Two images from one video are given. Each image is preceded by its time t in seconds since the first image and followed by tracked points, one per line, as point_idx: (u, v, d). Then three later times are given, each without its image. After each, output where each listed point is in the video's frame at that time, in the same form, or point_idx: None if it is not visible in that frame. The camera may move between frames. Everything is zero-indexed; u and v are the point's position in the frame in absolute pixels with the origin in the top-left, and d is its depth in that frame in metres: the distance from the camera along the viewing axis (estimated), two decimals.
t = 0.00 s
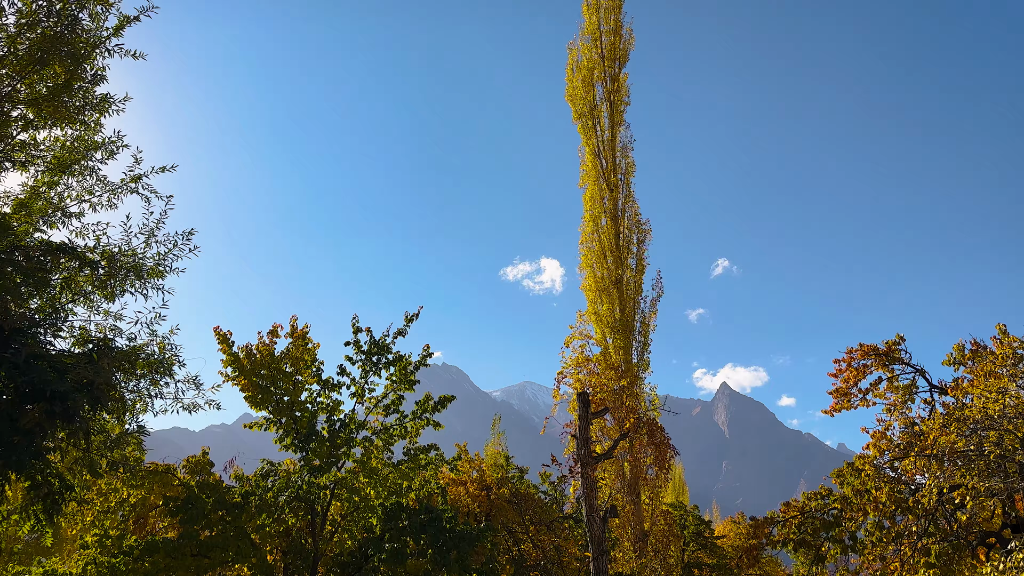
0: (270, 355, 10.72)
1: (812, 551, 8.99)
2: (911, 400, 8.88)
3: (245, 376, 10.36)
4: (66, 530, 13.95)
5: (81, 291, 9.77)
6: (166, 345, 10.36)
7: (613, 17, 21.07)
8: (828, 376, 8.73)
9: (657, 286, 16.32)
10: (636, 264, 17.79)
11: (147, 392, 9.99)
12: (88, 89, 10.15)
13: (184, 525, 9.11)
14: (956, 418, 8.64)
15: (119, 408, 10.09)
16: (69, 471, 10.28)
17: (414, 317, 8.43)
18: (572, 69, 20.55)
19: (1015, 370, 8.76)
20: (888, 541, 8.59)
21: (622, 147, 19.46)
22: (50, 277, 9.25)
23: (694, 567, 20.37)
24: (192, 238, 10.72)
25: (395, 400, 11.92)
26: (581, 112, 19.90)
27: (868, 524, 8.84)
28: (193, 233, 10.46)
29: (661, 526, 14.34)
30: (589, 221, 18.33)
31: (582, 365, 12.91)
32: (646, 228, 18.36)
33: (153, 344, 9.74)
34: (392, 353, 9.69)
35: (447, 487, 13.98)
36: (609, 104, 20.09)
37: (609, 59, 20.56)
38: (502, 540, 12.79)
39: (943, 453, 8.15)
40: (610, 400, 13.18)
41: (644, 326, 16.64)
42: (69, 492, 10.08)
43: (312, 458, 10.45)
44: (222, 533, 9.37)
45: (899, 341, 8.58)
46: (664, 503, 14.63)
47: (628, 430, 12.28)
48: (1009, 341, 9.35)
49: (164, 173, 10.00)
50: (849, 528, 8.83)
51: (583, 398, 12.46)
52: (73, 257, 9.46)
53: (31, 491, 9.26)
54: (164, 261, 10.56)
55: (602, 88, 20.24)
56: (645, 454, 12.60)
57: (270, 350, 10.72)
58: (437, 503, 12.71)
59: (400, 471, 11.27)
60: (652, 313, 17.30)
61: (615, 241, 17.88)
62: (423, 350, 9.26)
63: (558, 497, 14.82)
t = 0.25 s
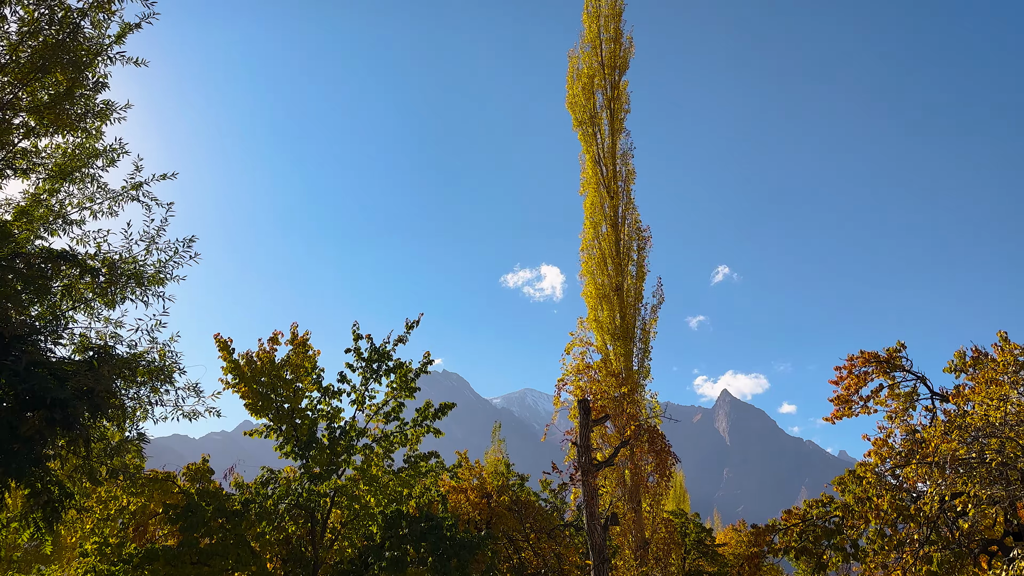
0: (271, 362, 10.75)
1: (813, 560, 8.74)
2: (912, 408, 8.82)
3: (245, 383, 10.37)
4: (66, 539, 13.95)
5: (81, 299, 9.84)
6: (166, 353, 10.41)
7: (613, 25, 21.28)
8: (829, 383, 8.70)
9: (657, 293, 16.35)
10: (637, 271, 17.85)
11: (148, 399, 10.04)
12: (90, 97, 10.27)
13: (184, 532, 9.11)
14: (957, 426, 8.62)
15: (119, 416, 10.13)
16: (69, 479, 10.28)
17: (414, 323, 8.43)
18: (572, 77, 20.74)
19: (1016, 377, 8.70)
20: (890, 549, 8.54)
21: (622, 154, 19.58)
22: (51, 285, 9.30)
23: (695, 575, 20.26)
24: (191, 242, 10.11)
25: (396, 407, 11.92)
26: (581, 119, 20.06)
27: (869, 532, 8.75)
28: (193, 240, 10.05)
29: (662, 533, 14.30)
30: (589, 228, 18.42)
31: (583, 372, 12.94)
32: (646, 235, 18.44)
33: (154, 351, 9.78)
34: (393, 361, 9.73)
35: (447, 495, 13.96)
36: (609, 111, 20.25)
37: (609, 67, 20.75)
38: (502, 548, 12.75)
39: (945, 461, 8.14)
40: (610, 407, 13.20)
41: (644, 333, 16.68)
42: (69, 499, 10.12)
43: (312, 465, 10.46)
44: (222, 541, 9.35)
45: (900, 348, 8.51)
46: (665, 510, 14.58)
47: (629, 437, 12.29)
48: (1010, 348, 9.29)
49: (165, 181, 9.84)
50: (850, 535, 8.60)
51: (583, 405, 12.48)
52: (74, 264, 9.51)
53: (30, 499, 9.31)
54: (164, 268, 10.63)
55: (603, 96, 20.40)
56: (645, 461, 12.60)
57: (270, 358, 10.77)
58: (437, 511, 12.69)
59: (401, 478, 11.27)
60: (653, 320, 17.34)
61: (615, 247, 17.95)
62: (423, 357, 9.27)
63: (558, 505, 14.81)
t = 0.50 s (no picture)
0: (271, 369, 10.79)
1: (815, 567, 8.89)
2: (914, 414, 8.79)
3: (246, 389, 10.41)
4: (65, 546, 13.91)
5: (82, 305, 9.89)
6: (166, 359, 10.46)
7: (613, 32, 21.46)
8: (830, 390, 8.66)
9: (657, 298, 16.38)
10: (637, 277, 17.90)
11: (148, 406, 10.08)
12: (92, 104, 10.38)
13: (184, 539, 9.09)
14: (959, 433, 8.61)
15: (119, 423, 10.17)
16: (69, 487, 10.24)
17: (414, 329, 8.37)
18: (573, 84, 20.90)
19: (1018, 383, 8.64)
20: (892, 557, 8.48)
21: (622, 160, 19.70)
22: (51, 291, 9.36)
23: None
24: (192, 249, 10.01)
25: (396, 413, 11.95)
26: (582, 126, 20.20)
27: (871, 540, 8.82)
28: (194, 246, 10.03)
29: (663, 540, 14.24)
30: (590, 235, 18.49)
31: (583, 378, 12.96)
32: (647, 241, 18.51)
33: (154, 358, 9.83)
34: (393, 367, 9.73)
35: (447, 502, 13.94)
36: (609, 118, 20.39)
37: (609, 74, 20.91)
38: (503, 555, 12.71)
39: (946, 468, 8.13)
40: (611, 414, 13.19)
41: (645, 339, 16.71)
42: (68, 506, 10.07)
43: (312, 472, 10.45)
44: (222, 548, 9.31)
45: (901, 354, 8.48)
46: (667, 518, 14.52)
47: (630, 443, 12.28)
48: (1012, 354, 9.22)
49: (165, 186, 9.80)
50: (852, 543, 8.83)
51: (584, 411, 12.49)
52: (74, 270, 9.55)
53: (29, 506, 9.27)
54: (165, 274, 10.70)
55: (603, 103, 20.55)
56: (646, 468, 12.58)
57: (271, 364, 10.83)
58: (437, 518, 12.67)
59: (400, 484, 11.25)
60: (653, 326, 17.36)
61: (616, 253, 18.01)
62: (423, 363, 9.26)
63: (559, 511, 14.79)
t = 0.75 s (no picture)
0: (271, 375, 10.85)
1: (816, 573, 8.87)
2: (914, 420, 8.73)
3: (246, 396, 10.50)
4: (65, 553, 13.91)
5: (82, 311, 9.97)
6: (167, 365, 10.51)
7: (613, 39, 21.61)
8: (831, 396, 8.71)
9: (658, 303, 16.41)
10: (638, 283, 17.94)
11: (148, 412, 10.10)
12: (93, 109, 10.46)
13: (184, 545, 9.09)
14: (960, 439, 8.58)
15: (119, 429, 10.19)
16: (68, 493, 10.26)
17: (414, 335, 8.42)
18: (573, 91, 21.04)
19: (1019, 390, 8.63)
20: (893, 564, 8.27)
21: (623, 166, 19.80)
22: (52, 297, 9.41)
23: None
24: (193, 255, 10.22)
25: (396, 419, 11.90)
26: (582, 131, 20.33)
27: (872, 546, 8.61)
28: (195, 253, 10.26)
29: (664, 547, 14.18)
30: (590, 240, 18.56)
31: (584, 384, 12.97)
32: (647, 247, 18.57)
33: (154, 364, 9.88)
34: (394, 373, 9.74)
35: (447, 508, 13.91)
36: (610, 124, 20.52)
37: (609, 80, 21.04)
38: (503, 561, 12.67)
39: (948, 474, 8.10)
40: (612, 420, 13.19)
41: (646, 345, 16.73)
42: (68, 512, 10.06)
43: (312, 478, 10.45)
44: (221, 554, 9.33)
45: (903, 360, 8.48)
46: (668, 524, 14.46)
47: (631, 449, 12.27)
48: (1013, 360, 9.22)
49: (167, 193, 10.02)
50: (853, 549, 8.62)
51: (584, 417, 12.48)
52: (76, 276, 9.61)
53: (29, 512, 9.28)
54: (165, 280, 10.76)
55: (603, 109, 20.69)
56: (647, 474, 12.56)
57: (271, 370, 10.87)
58: (437, 524, 12.64)
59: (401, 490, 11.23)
60: (654, 332, 17.39)
61: (617, 259, 18.06)
62: (423, 369, 9.23)
63: (560, 518, 14.74)
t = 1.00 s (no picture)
0: (272, 381, 10.88)
1: None
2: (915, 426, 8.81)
3: (247, 401, 10.59)
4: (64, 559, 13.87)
5: (83, 316, 10.01)
6: (167, 371, 10.54)
7: (613, 44, 21.77)
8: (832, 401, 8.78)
9: (658, 308, 16.44)
10: (638, 288, 17.97)
11: (148, 417, 10.12)
12: (93, 115, 10.55)
13: (183, 551, 9.07)
14: (961, 444, 8.56)
15: (120, 434, 10.21)
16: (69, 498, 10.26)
17: (415, 340, 8.38)
18: (574, 96, 21.17)
19: (1017, 394, 8.69)
20: (895, 569, 8.30)
21: (623, 171, 19.89)
22: (53, 303, 9.45)
23: None
24: (194, 260, 10.33)
25: (397, 424, 11.89)
26: (582, 136, 20.44)
27: (874, 551, 8.75)
28: (195, 258, 10.35)
29: (666, 553, 14.13)
30: (590, 245, 18.61)
31: (584, 389, 12.98)
32: (648, 252, 18.63)
33: (154, 369, 9.91)
34: (394, 379, 9.76)
35: (448, 514, 13.88)
36: (610, 129, 20.63)
37: (609, 85, 21.17)
38: (504, 567, 12.62)
39: (949, 479, 8.05)
40: (612, 425, 13.18)
41: (646, 350, 16.75)
42: (68, 518, 10.05)
43: (313, 483, 10.44)
44: (222, 559, 9.33)
45: (904, 366, 8.49)
46: (669, 530, 14.41)
47: (631, 454, 12.25)
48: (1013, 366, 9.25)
49: (168, 199, 10.17)
50: (855, 555, 8.75)
51: (585, 422, 12.48)
52: (77, 281, 9.65)
53: (29, 518, 9.28)
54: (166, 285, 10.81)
55: (604, 115, 20.81)
56: (648, 479, 12.53)
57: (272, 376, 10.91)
58: (438, 530, 12.62)
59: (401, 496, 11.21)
60: (654, 337, 17.41)
61: (617, 264, 18.11)
62: (424, 374, 9.13)
63: (561, 524, 14.70)
